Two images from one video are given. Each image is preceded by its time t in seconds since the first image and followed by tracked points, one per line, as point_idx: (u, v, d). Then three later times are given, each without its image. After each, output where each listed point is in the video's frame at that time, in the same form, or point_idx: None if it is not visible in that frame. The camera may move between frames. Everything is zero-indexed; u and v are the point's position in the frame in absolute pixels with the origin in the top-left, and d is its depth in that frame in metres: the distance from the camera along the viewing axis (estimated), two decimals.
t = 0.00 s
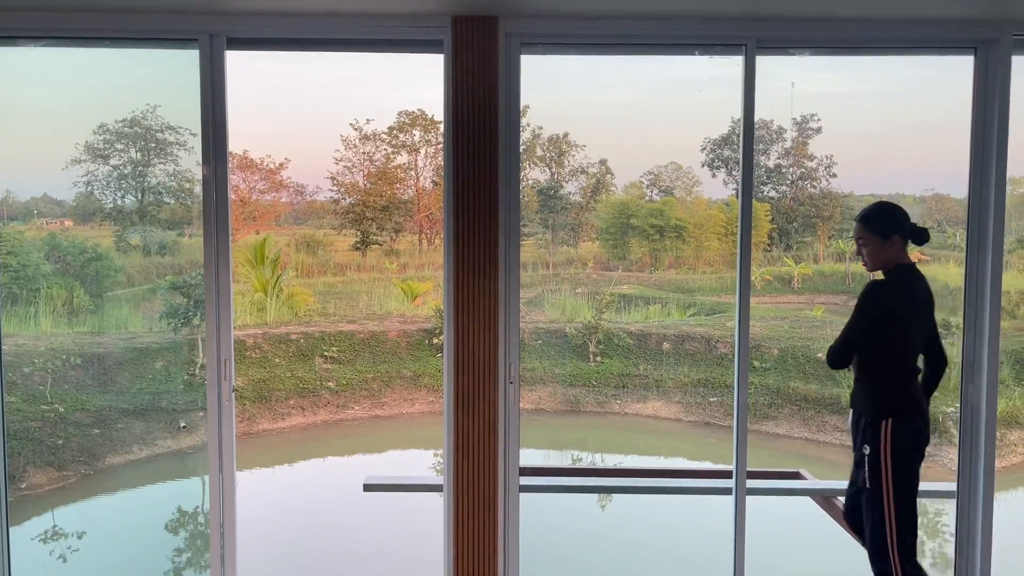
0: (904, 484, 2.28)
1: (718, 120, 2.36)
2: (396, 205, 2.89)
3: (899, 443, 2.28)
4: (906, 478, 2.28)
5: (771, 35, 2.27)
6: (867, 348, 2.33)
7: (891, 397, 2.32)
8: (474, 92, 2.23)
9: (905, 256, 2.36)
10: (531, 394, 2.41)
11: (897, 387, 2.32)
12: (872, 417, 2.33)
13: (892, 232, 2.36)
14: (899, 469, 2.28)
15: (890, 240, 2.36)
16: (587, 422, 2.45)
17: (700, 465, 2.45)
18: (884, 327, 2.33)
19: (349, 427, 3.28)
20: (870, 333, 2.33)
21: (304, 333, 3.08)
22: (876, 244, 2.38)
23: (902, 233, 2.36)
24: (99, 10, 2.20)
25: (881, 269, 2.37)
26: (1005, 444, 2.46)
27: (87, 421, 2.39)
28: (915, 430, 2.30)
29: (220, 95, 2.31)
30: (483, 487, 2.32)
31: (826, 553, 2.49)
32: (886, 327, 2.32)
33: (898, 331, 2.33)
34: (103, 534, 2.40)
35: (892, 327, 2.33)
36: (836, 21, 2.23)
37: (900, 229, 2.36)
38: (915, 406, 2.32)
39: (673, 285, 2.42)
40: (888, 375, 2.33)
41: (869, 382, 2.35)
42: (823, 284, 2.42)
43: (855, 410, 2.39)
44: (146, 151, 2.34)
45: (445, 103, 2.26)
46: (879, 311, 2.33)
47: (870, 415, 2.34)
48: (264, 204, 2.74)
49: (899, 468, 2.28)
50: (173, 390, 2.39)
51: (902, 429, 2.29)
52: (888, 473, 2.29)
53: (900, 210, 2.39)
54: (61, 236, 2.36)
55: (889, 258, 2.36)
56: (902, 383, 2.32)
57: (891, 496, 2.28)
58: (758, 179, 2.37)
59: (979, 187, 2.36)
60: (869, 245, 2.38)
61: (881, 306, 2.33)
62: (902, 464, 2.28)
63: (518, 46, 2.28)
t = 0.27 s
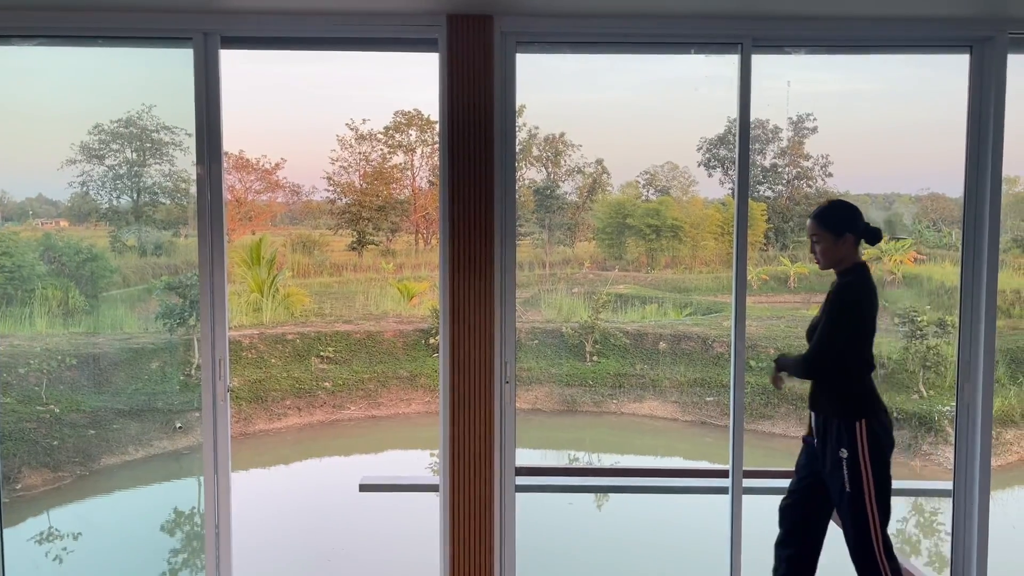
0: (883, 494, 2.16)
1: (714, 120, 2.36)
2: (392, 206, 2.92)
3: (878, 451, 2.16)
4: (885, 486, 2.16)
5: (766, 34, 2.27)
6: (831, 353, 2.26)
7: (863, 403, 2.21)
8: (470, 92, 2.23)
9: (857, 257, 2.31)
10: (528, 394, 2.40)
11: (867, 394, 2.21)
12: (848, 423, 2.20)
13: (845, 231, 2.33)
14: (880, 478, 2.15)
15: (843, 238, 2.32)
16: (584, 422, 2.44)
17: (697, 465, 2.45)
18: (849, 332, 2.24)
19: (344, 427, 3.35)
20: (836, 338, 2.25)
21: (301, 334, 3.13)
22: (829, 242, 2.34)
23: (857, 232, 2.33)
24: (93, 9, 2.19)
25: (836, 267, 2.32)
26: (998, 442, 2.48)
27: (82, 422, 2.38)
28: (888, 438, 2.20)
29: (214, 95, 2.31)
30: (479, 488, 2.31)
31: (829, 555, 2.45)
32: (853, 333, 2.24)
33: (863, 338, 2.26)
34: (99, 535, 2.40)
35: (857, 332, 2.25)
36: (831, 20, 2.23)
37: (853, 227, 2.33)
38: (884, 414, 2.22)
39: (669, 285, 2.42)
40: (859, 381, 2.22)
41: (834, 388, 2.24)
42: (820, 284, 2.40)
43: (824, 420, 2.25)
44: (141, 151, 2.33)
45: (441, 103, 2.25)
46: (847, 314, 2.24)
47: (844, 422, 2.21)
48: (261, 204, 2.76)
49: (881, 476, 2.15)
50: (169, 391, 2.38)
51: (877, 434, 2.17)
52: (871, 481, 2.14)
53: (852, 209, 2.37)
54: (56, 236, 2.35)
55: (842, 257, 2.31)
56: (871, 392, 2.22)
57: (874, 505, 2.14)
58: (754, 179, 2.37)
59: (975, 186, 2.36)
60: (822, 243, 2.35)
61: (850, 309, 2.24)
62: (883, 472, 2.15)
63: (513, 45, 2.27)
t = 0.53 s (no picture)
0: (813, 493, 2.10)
1: (711, 120, 2.36)
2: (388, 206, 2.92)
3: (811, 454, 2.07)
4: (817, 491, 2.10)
5: (763, 34, 2.27)
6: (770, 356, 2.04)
7: (799, 404, 2.06)
8: (466, 92, 2.23)
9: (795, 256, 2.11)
10: (525, 394, 2.40)
11: (800, 392, 2.08)
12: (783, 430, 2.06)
13: (785, 228, 2.12)
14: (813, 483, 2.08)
15: (781, 237, 2.11)
16: (581, 422, 2.44)
17: (694, 464, 2.45)
18: (789, 332, 2.04)
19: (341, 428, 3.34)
20: (775, 341, 2.03)
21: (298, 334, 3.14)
22: (767, 241, 2.14)
23: (795, 229, 2.12)
24: (89, 9, 2.18)
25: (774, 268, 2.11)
26: (995, 442, 2.49)
27: (79, 422, 2.38)
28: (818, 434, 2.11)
29: (210, 95, 2.31)
30: (475, 489, 2.31)
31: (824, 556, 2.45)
32: (791, 333, 2.04)
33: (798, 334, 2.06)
34: (96, 536, 2.39)
35: (795, 332, 2.05)
36: (827, 20, 2.23)
37: (794, 226, 2.12)
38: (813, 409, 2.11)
39: (666, 285, 2.42)
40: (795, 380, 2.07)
41: (767, 390, 2.06)
42: (817, 284, 2.40)
43: (759, 423, 2.09)
44: (138, 151, 2.33)
45: (437, 103, 2.25)
46: (788, 310, 2.03)
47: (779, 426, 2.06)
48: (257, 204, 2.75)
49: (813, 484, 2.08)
50: (166, 391, 2.38)
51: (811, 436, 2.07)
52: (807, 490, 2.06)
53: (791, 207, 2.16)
54: (53, 236, 2.35)
55: (780, 257, 2.11)
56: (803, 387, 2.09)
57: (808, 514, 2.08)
58: (751, 179, 2.36)
59: (972, 186, 2.36)
60: (762, 240, 2.15)
61: (791, 307, 2.04)
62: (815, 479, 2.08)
63: (509, 45, 2.27)
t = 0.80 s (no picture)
0: (717, 502, 1.90)
1: (709, 121, 2.36)
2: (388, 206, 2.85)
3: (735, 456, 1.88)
4: (724, 496, 1.90)
5: (759, 35, 2.28)
6: (709, 344, 1.89)
7: (735, 402, 1.89)
8: (464, 92, 2.23)
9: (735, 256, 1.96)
10: (523, 394, 2.41)
11: (743, 392, 1.90)
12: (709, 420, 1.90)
13: (722, 227, 1.95)
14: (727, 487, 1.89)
15: (718, 236, 1.95)
16: (580, 422, 2.45)
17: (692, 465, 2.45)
18: (732, 321, 1.89)
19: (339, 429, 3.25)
20: (712, 327, 1.87)
21: (297, 334, 3.09)
22: (706, 239, 1.97)
23: (734, 228, 1.95)
24: (86, 9, 2.19)
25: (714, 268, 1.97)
26: (993, 443, 2.49)
27: (77, 422, 2.38)
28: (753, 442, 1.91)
29: (208, 95, 2.31)
30: (471, 489, 2.31)
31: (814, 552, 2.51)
32: (736, 322, 1.89)
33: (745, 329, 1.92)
34: (93, 536, 2.39)
35: (738, 324, 1.90)
36: (824, 21, 2.24)
37: (732, 224, 1.95)
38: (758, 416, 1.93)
39: (665, 285, 2.42)
40: (737, 376, 1.90)
41: (705, 384, 1.92)
42: (814, 284, 2.42)
43: (696, 412, 1.95)
44: (136, 151, 2.33)
45: (434, 103, 2.25)
46: (735, 307, 1.89)
47: (711, 417, 1.90)
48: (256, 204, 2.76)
49: (726, 486, 1.89)
50: (164, 391, 2.38)
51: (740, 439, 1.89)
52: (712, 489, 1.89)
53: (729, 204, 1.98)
54: (51, 236, 2.35)
55: (719, 257, 1.96)
56: (750, 388, 1.92)
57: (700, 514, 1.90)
58: (750, 179, 2.37)
59: (969, 187, 2.36)
60: (698, 243, 1.98)
61: (733, 296, 1.90)
62: (730, 483, 1.90)
63: (507, 45, 2.28)
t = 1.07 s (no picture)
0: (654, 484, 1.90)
1: (708, 121, 2.37)
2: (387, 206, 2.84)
3: (669, 444, 1.91)
4: (666, 480, 1.90)
5: (759, 36, 2.28)
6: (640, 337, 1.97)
7: (668, 393, 1.93)
8: (464, 92, 2.23)
9: (680, 256, 2.02)
10: (522, 394, 2.40)
11: (679, 385, 1.94)
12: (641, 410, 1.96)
13: (665, 230, 2.02)
14: (663, 475, 1.90)
15: (661, 238, 2.02)
16: (579, 422, 2.44)
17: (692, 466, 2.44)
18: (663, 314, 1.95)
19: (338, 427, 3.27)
20: (645, 313, 1.95)
21: (297, 335, 3.08)
22: (649, 242, 2.05)
23: (677, 229, 2.02)
24: (86, 8, 2.19)
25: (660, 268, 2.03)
26: (993, 444, 2.48)
27: (76, 421, 2.38)
28: (690, 433, 1.93)
29: (207, 95, 2.31)
30: (470, 489, 2.31)
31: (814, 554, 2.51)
32: (667, 316, 1.95)
33: (681, 323, 1.97)
34: (92, 535, 2.39)
35: (671, 311, 1.96)
36: (823, 22, 2.24)
37: (676, 226, 2.02)
38: (696, 408, 1.95)
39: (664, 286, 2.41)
40: (670, 369, 1.95)
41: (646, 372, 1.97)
42: (814, 284, 2.42)
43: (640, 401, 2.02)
44: (136, 150, 2.33)
45: (434, 103, 2.25)
46: (669, 295, 1.95)
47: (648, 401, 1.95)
48: (256, 204, 2.76)
49: (660, 476, 1.90)
50: (163, 391, 2.38)
51: (673, 428, 1.92)
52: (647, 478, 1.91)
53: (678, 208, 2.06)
54: (51, 235, 2.35)
55: (663, 258, 2.03)
56: (687, 381, 1.95)
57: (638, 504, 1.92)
58: (750, 180, 2.37)
59: (968, 188, 2.37)
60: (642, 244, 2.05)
61: (662, 290, 1.96)
62: (665, 473, 1.90)
63: (506, 45, 2.28)
